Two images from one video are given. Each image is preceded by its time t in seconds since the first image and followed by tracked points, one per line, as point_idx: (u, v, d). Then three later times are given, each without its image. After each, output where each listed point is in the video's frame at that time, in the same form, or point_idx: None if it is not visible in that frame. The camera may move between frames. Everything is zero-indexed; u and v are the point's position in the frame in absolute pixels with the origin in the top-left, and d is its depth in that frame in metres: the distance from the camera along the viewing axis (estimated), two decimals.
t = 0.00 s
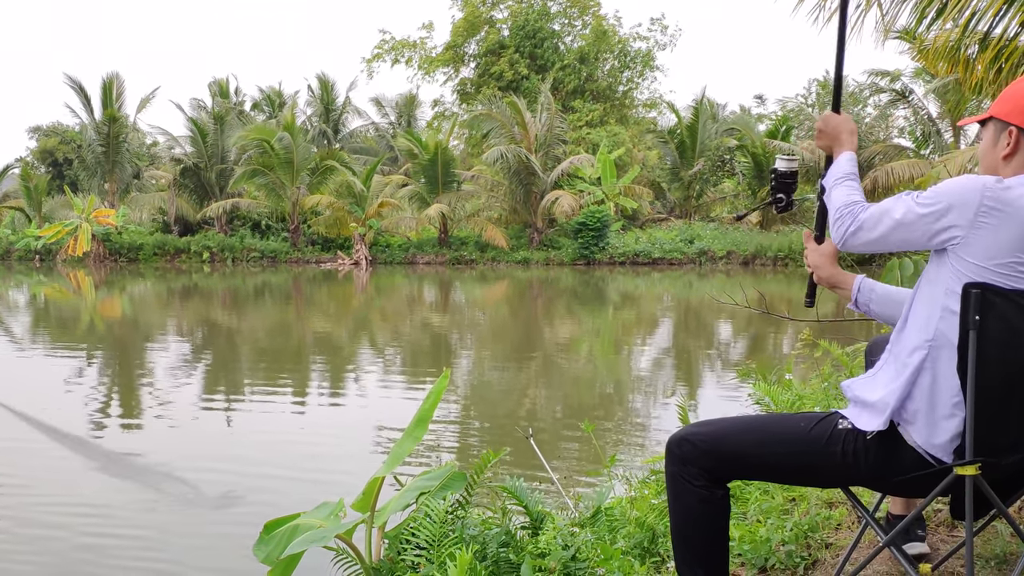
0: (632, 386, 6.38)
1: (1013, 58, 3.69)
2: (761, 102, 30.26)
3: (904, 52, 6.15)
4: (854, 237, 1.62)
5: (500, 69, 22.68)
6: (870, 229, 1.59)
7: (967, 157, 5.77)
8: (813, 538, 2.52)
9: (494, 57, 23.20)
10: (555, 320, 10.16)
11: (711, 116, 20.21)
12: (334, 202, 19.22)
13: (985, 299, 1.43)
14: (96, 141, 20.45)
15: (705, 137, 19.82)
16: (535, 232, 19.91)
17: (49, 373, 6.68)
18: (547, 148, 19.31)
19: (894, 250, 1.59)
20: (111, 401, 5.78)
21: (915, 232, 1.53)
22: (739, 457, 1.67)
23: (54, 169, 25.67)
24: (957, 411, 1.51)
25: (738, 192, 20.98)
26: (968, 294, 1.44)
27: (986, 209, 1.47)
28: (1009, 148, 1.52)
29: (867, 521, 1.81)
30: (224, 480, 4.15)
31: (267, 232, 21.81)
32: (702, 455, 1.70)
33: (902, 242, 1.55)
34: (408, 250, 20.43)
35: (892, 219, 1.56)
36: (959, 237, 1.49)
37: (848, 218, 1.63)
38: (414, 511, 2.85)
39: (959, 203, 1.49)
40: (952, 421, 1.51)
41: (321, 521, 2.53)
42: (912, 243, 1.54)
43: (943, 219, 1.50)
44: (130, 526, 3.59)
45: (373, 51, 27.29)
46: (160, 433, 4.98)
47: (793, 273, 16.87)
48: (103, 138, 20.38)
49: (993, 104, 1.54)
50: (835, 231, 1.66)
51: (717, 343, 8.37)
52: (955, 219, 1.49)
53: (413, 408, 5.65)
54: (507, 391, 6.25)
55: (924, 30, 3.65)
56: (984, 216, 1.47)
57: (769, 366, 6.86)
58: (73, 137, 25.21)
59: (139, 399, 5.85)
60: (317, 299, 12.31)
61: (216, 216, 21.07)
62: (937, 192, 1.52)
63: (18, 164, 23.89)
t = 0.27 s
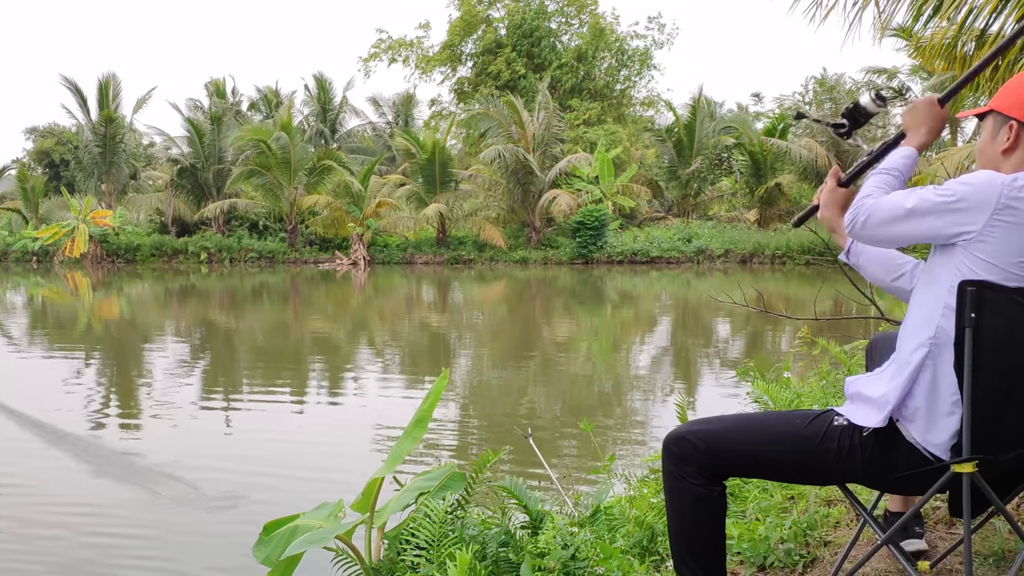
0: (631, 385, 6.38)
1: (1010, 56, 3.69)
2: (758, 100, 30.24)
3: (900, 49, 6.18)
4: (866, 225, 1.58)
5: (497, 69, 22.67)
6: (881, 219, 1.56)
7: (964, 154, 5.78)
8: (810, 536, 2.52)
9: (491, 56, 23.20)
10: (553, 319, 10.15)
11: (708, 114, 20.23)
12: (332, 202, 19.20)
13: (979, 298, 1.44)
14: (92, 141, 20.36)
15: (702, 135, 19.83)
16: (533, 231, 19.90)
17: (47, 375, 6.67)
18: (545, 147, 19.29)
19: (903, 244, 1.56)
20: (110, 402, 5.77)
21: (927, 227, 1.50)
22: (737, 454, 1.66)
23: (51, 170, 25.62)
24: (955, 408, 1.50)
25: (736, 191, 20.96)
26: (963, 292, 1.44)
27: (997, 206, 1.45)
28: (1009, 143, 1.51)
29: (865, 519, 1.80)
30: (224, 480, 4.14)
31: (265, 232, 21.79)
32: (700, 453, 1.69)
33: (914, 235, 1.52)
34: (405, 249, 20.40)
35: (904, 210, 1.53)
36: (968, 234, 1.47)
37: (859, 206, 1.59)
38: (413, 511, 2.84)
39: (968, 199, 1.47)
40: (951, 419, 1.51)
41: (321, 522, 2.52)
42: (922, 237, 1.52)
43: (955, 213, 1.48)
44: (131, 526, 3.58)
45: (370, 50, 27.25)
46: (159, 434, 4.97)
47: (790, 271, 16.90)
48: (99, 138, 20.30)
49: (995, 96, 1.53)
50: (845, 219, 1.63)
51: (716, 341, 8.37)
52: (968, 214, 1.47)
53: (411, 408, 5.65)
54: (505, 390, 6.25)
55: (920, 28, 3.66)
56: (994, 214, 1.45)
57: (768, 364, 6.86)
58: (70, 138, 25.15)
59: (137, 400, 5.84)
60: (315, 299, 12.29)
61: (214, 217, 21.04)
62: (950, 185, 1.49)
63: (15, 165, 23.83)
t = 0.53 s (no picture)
0: (631, 385, 6.40)
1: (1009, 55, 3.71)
2: (757, 100, 30.27)
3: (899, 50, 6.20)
4: (889, 187, 1.59)
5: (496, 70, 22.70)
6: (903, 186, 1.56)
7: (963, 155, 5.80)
8: (812, 536, 2.53)
9: (490, 57, 23.22)
10: (553, 319, 10.18)
11: (708, 114, 20.25)
12: (332, 202, 19.19)
13: (977, 297, 1.45)
14: (92, 143, 20.29)
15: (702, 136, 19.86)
16: (532, 231, 19.92)
17: (47, 375, 6.68)
18: (545, 148, 19.31)
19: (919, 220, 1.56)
20: (111, 402, 5.79)
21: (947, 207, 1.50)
22: (735, 451, 1.67)
23: (51, 171, 25.65)
24: (954, 409, 1.51)
25: (736, 191, 20.97)
26: (961, 292, 1.46)
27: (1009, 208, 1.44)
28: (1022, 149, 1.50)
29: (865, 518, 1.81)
30: (226, 480, 4.16)
31: (265, 233, 21.82)
32: (698, 449, 1.70)
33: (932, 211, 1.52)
34: (405, 250, 20.42)
35: (925, 187, 1.53)
36: (977, 232, 1.47)
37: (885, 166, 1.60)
38: (413, 511, 2.86)
39: (980, 196, 1.46)
40: (950, 419, 1.52)
41: (321, 522, 2.54)
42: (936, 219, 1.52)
43: (971, 205, 1.47)
44: (133, 526, 3.59)
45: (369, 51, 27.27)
46: (160, 435, 4.98)
47: (790, 271, 16.93)
48: (100, 139, 20.23)
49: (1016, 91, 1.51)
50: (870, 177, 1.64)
51: (716, 341, 8.39)
52: (984, 209, 1.46)
53: (411, 408, 5.66)
54: (506, 390, 6.26)
55: (918, 29, 3.68)
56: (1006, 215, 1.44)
57: (767, 364, 6.88)
58: (70, 139, 25.18)
59: (138, 401, 5.85)
60: (315, 299, 12.31)
61: (214, 218, 21.07)
62: (970, 177, 1.48)
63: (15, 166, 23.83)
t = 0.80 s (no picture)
0: (631, 384, 6.42)
1: (1006, 55, 3.73)
2: (756, 100, 30.30)
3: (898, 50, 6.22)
4: (883, 187, 1.60)
5: (495, 71, 22.72)
6: (894, 189, 1.58)
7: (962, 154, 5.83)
8: (812, 536, 2.55)
9: (489, 58, 23.24)
10: (552, 318, 10.20)
11: (707, 114, 20.28)
12: (332, 202, 19.18)
13: (983, 297, 1.46)
14: (93, 143, 20.37)
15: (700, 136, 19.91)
16: (532, 231, 19.93)
17: (47, 375, 6.70)
18: (543, 148, 19.33)
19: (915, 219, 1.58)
20: (111, 402, 5.80)
21: (938, 216, 1.52)
22: (744, 424, 1.70)
23: (51, 172, 25.67)
24: (957, 407, 1.53)
25: (734, 191, 20.98)
26: (968, 291, 1.47)
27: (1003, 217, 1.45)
28: (1016, 152, 1.50)
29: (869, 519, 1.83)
30: (228, 479, 4.18)
31: (265, 233, 21.84)
32: (709, 418, 1.72)
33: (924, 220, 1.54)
34: (405, 250, 20.41)
35: (918, 195, 1.54)
36: (972, 238, 1.48)
37: (876, 165, 1.61)
38: (412, 511, 2.87)
39: (976, 203, 1.47)
40: (953, 419, 1.53)
41: (320, 522, 2.55)
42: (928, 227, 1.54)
43: (961, 212, 1.48)
44: (134, 525, 3.61)
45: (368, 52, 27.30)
46: (161, 434, 4.99)
47: (789, 271, 16.97)
48: (99, 140, 20.30)
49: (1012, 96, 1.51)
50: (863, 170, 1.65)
51: (715, 340, 8.41)
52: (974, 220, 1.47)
53: (411, 407, 5.68)
54: (506, 390, 6.29)
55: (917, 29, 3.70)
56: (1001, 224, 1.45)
57: (766, 363, 6.90)
58: (70, 140, 25.19)
59: (138, 400, 5.87)
60: (314, 299, 12.33)
61: (214, 218, 21.09)
62: (957, 185, 1.49)
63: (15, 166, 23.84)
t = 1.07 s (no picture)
0: (631, 392, 6.43)
1: (1004, 62, 3.76)
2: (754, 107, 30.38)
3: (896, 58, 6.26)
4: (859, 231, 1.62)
5: (495, 79, 22.79)
6: (875, 224, 1.59)
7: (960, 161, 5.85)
8: (813, 545, 2.56)
9: (488, 66, 23.31)
10: (552, 326, 10.21)
11: (705, 122, 20.34)
12: (332, 211, 19.21)
13: (986, 304, 1.46)
14: (93, 153, 20.43)
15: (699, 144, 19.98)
16: (531, 239, 19.95)
17: (47, 385, 6.70)
18: (542, 156, 19.36)
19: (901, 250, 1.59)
20: (112, 411, 5.81)
21: (924, 238, 1.53)
22: (756, 408, 1.71)
23: (51, 181, 25.71)
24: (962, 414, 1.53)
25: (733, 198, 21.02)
26: (971, 298, 1.47)
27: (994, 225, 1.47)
28: (996, 158, 1.54)
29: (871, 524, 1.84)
30: (229, 488, 4.18)
31: (265, 242, 21.87)
32: (722, 395, 1.73)
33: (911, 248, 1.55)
34: (404, 258, 20.42)
35: (897, 229, 1.56)
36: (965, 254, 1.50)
37: (847, 214, 1.65)
38: (412, 521, 2.86)
39: (967, 214, 1.48)
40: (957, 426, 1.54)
41: (320, 532, 2.55)
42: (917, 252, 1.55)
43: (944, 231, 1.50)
44: (135, 534, 3.62)
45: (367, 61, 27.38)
46: (161, 443, 5.00)
47: (789, 279, 17.00)
48: (100, 149, 20.36)
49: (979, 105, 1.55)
50: (833, 222, 1.69)
51: (715, 348, 8.42)
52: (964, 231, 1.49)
53: (411, 415, 5.68)
54: (506, 398, 6.29)
55: (915, 37, 3.72)
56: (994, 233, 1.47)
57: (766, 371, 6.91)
58: (70, 150, 25.23)
59: (138, 410, 5.87)
60: (314, 307, 12.33)
61: (214, 227, 21.11)
62: (941, 201, 1.51)
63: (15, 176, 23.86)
